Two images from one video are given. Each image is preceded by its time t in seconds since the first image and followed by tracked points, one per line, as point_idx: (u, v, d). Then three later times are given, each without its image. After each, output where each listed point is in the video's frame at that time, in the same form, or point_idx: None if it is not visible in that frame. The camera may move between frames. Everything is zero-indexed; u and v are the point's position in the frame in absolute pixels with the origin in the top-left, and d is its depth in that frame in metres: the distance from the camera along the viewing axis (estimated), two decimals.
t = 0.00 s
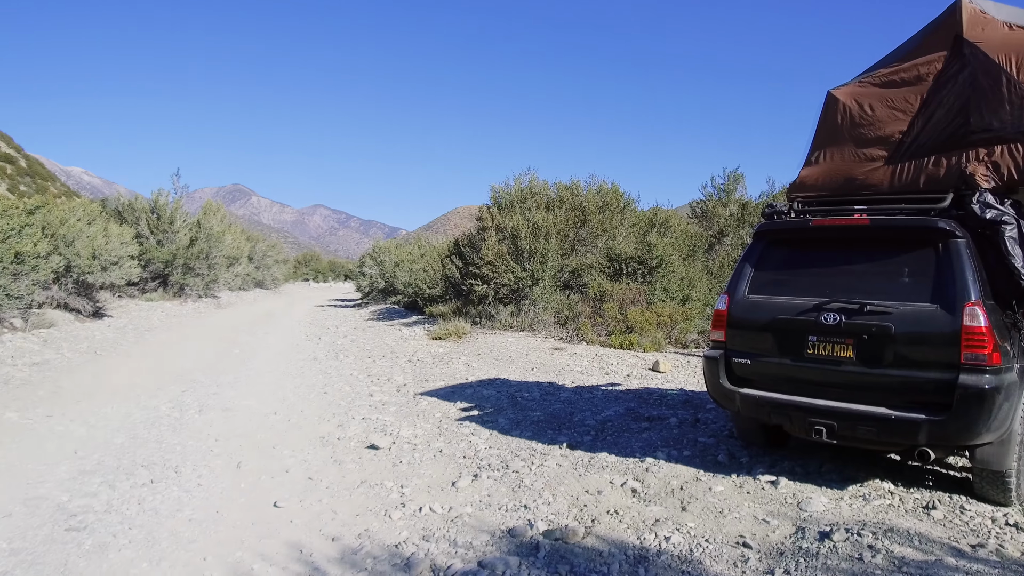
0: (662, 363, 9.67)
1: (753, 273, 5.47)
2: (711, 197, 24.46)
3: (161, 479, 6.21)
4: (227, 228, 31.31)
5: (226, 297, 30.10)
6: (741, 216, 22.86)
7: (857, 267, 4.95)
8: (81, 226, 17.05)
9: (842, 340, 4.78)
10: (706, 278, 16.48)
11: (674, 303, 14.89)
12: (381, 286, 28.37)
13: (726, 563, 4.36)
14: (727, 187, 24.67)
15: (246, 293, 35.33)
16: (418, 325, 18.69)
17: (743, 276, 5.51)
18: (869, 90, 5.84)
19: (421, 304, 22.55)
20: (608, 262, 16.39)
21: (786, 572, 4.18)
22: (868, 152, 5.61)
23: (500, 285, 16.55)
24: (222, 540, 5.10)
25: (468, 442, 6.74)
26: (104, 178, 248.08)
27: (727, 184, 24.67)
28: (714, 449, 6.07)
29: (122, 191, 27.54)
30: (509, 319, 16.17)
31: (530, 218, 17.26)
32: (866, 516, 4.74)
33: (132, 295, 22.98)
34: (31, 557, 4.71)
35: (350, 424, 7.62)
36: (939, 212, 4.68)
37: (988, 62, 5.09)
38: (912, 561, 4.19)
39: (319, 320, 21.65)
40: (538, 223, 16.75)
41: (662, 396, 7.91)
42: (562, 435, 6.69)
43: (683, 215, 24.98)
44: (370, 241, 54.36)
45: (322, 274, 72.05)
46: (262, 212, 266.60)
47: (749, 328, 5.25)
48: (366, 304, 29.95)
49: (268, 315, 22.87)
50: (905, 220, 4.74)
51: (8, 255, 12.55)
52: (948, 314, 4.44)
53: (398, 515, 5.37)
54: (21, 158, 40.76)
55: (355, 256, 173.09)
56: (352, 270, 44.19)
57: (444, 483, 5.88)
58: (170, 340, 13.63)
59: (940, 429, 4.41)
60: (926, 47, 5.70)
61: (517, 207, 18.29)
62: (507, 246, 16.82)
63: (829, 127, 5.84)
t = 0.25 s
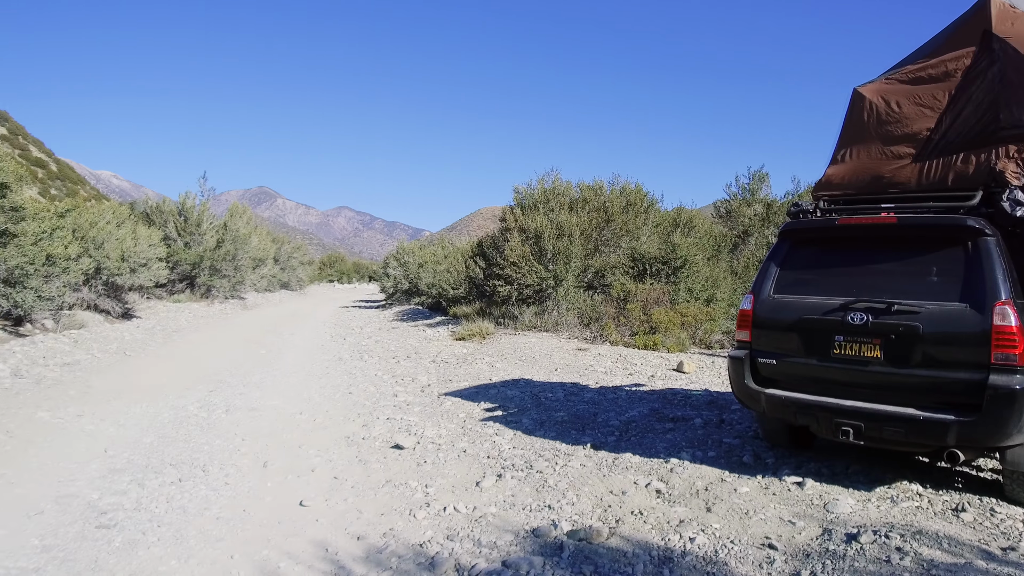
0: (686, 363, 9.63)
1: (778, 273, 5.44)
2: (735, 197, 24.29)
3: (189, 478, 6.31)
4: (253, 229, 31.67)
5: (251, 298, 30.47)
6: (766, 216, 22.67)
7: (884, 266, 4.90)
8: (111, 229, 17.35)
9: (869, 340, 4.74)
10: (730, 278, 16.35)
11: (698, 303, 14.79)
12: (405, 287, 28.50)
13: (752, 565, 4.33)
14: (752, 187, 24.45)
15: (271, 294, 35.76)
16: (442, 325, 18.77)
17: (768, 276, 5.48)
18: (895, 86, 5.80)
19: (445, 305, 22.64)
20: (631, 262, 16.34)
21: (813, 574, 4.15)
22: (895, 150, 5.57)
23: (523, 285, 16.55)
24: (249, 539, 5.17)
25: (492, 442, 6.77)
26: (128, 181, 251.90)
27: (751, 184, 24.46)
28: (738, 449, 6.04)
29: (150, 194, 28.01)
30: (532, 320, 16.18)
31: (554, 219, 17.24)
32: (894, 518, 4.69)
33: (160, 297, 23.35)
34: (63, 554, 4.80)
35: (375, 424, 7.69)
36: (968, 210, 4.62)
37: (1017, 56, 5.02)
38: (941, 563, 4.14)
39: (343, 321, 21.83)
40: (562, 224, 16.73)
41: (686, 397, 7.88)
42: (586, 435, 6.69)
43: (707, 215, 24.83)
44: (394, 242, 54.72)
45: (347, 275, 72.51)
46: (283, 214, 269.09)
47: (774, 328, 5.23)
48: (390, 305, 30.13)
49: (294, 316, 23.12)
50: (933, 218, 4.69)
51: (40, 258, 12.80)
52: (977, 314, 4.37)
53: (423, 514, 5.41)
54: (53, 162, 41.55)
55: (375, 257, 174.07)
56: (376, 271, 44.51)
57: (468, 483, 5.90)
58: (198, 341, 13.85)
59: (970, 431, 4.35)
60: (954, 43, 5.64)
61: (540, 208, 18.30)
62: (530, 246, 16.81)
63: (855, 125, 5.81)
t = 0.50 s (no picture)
0: (702, 364, 9.59)
1: (794, 273, 5.43)
2: (752, 196, 24.17)
3: (206, 477, 6.38)
4: (269, 230, 31.87)
5: (268, 298, 30.69)
6: (782, 215, 22.52)
7: (901, 266, 4.87)
8: (129, 230, 17.52)
9: (886, 341, 4.71)
10: (747, 278, 16.25)
11: (714, 303, 14.72)
12: (420, 287, 28.57)
13: (767, 566, 4.32)
14: (768, 186, 24.29)
15: (288, 295, 36.02)
16: (457, 326, 18.81)
17: (784, 276, 5.47)
18: (912, 84, 5.80)
19: (460, 305, 22.67)
20: (646, 262, 16.30)
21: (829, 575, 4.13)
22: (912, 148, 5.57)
23: (538, 286, 16.54)
24: (265, 538, 5.22)
25: (507, 442, 6.79)
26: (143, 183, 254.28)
27: (767, 183, 24.31)
28: (754, 450, 6.02)
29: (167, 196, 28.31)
30: (547, 321, 16.18)
31: (570, 219, 17.20)
32: (911, 520, 4.66)
33: (177, 298, 23.59)
34: (82, 552, 4.87)
35: (390, 423, 7.73)
36: (985, 209, 4.59)
37: None
38: (959, 566, 4.11)
39: (359, 321, 21.94)
40: (577, 224, 16.70)
41: (702, 397, 7.86)
42: (601, 436, 6.69)
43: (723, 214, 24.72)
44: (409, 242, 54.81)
45: (363, 275, 72.75)
46: (296, 214, 270.54)
47: (790, 328, 5.22)
48: (406, 305, 30.23)
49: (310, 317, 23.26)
50: (950, 218, 4.66)
51: (61, 259, 12.96)
52: (995, 314, 4.34)
53: (438, 514, 5.43)
54: (73, 164, 42.05)
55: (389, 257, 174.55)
56: (392, 271, 44.68)
57: (483, 483, 5.93)
58: (216, 341, 13.99)
59: (988, 432, 4.31)
60: (972, 40, 5.62)
61: (556, 208, 18.28)
62: (545, 247, 16.79)
63: (872, 123, 5.83)
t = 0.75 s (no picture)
0: (713, 364, 9.56)
1: (806, 273, 5.41)
2: (763, 196, 24.11)
3: (218, 477, 6.41)
4: (281, 231, 32.05)
5: (280, 299, 30.86)
6: (794, 215, 22.46)
7: (914, 266, 4.85)
8: (142, 231, 17.63)
9: (899, 341, 4.69)
10: (758, 279, 16.21)
11: (726, 304, 14.69)
12: (431, 288, 28.63)
13: (780, 567, 4.31)
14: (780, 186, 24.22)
15: (299, 296, 36.22)
16: (468, 327, 18.85)
17: (796, 276, 5.44)
18: (924, 83, 5.68)
19: (471, 306, 22.72)
20: (657, 263, 16.28)
21: None
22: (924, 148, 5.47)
23: (550, 286, 16.53)
24: (278, 537, 5.25)
25: (518, 442, 6.79)
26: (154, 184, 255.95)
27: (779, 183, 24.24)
28: (766, 451, 6.00)
29: (180, 197, 28.51)
30: (558, 321, 16.19)
31: (581, 220, 17.18)
32: (925, 521, 4.63)
33: (191, 299, 23.77)
34: (98, 551, 4.91)
35: (401, 424, 7.75)
36: (1000, 209, 4.56)
37: None
38: (973, 567, 4.08)
39: (370, 322, 22.04)
40: (588, 224, 16.67)
41: (713, 398, 7.84)
42: (612, 436, 6.69)
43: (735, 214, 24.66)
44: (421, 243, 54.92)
45: (374, 276, 72.92)
46: (312, 216, 272.10)
47: (802, 328, 5.19)
48: (417, 306, 30.33)
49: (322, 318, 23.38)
50: (963, 217, 4.64)
51: (75, 261, 13.08)
52: (1009, 313, 4.32)
53: (449, 514, 5.45)
54: (87, 167, 42.40)
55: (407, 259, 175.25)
56: (403, 271, 44.96)
57: (494, 483, 5.94)
58: (228, 342, 14.08)
59: (1003, 432, 4.29)
60: (984, 38, 5.52)
61: (566, 209, 18.28)
62: (556, 247, 16.78)
63: (884, 123, 5.72)
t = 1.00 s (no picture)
0: (723, 364, 9.54)
1: (815, 272, 5.39)
2: (772, 196, 24.04)
3: (228, 476, 6.45)
4: (290, 232, 32.14)
5: (289, 299, 30.96)
6: (803, 214, 22.39)
7: (924, 265, 4.83)
8: (153, 232, 17.73)
9: (909, 340, 4.67)
10: (768, 278, 16.15)
11: (735, 304, 14.64)
12: (440, 289, 28.61)
13: (789, 566, 4.30)
14: (789, 185, 24.13)
15: (309, 296, 36.35)
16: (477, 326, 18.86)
17: (805, 275, 5.43)
18: (935, 81, 5.66)
19: (480, 306, 22.73)
20: (666, 262, 16.27)
21: None
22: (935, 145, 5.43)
23: (558, 286, 16.51)
24: (287, 536, 5.28)
25: (527, 442, 6.80)
26: (163, 185, 257.25)
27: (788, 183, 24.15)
28: (776, 450, 5.98)
29: (190, 198, 28.65)
30: (567, 321, 16.18)
31: (589, 219, 17.14)
32: (936, 521, 4.61)
33: (200, 299, 23.88)
34: (109, 549, 4.96)
35: (411, 423, 7.77)
36: (1011, 206, 4.52)
37: None
38: (984, 567, 4.07)
39: (379, 322, 22.09)
40: (596, 224, 16.62)
41: (723, 397, 7.82)
42: (621, 436, 6.69)
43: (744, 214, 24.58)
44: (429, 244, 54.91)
45: (382, 277, 72.96)
46: (319, 216, 272.93)
47: (811, 328, 5.18)
48: (426, 307, 30.39)
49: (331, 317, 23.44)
50: (974, 215, 4.61)
51: (86, 261, 13.17)
52: (1021, 312, 4.29)
53: (458, 513, 5.47)
54: (97, 168, 42.60)
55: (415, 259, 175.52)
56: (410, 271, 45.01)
57: (503, 483, 5.95)
58: (238, 342, 14.14)
59: (1013, 431, 4.27)
60: (996, 36, 5.50)
61: (575, 208, 18.25)
62: (565, 247, 16.75)
63: (894, 121, 5.69)
